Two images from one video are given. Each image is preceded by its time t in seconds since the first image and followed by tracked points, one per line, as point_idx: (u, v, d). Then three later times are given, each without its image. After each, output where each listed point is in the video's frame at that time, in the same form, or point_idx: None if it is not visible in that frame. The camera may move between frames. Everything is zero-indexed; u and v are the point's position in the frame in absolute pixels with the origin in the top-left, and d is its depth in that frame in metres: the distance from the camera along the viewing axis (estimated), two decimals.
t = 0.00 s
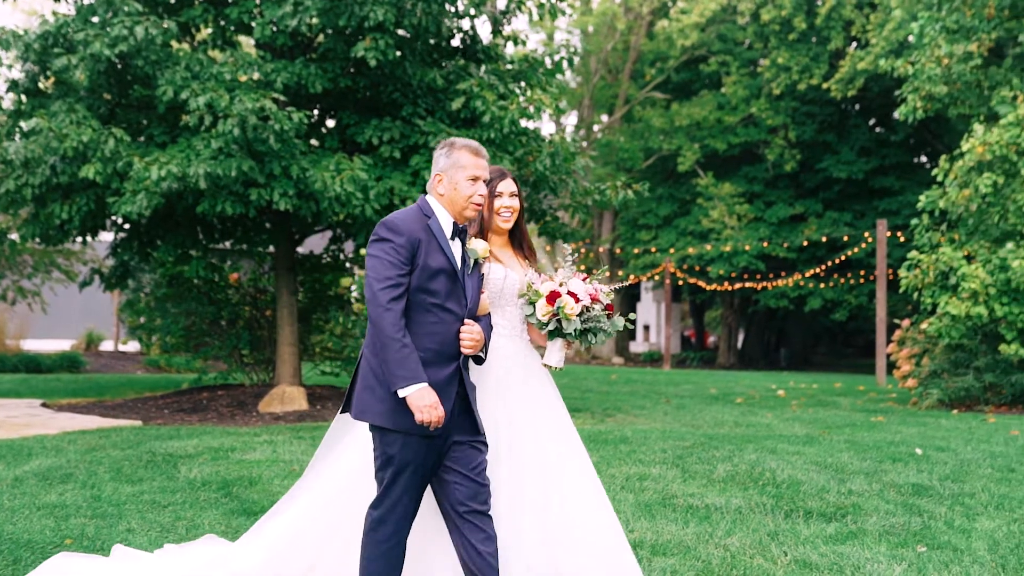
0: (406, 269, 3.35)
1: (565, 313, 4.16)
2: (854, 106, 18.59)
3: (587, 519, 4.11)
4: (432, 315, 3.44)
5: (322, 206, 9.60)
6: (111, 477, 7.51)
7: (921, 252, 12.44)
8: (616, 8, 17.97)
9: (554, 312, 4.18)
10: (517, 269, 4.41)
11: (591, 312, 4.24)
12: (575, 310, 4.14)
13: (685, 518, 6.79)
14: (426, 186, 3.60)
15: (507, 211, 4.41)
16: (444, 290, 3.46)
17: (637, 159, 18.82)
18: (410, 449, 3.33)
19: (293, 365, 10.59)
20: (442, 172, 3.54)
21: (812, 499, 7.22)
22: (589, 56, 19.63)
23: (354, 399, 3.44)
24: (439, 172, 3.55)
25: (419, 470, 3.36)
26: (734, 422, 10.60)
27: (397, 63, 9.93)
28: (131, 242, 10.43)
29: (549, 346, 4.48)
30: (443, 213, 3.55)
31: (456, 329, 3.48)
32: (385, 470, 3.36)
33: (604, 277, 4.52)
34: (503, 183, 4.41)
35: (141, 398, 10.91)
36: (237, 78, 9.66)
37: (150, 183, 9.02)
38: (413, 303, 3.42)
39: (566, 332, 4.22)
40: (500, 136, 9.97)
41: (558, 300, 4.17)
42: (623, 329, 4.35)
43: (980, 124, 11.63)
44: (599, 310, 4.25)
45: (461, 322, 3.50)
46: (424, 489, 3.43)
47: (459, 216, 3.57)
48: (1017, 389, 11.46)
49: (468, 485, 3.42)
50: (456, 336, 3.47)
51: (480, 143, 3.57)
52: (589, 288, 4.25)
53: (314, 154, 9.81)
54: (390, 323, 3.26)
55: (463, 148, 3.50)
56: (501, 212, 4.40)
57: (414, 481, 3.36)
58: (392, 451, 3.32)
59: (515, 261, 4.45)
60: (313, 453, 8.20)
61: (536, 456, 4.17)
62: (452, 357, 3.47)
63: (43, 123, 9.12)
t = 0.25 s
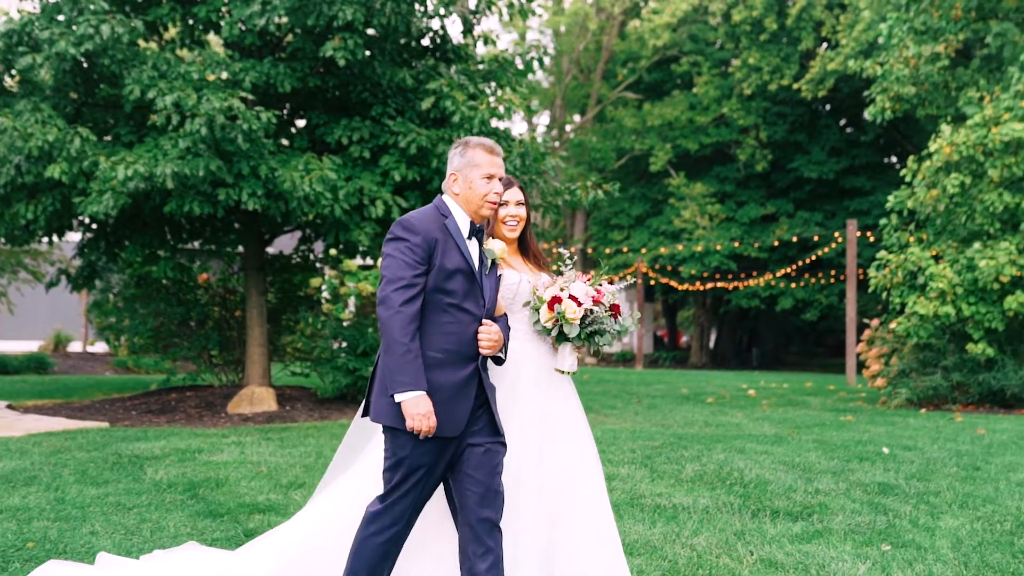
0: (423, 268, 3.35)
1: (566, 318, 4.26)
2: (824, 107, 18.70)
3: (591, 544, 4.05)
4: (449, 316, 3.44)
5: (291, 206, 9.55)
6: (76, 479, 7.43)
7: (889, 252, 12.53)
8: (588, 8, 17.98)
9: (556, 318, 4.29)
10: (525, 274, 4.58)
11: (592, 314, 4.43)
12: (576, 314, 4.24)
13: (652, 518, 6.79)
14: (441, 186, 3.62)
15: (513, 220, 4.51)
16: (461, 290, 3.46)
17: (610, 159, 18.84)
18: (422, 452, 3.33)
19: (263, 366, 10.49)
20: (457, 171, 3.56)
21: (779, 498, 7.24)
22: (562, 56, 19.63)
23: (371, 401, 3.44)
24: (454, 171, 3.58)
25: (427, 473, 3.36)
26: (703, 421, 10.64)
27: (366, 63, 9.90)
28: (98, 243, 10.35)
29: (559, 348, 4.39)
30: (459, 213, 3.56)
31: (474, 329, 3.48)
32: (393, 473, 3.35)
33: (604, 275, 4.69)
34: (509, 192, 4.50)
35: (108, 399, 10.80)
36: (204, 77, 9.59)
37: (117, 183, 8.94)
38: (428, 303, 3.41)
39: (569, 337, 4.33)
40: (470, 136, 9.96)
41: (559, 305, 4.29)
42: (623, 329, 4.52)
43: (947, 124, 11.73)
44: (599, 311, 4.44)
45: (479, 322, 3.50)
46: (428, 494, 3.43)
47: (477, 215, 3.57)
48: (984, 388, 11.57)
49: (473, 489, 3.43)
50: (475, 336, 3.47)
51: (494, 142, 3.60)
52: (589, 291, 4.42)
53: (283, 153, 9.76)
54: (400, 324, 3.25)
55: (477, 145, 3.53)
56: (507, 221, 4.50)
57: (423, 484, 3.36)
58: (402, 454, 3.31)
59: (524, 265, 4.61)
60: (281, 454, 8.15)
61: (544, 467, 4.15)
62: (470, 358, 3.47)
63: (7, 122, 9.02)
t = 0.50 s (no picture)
0: (424, 263, 3.39)
1: (581, 320, 4.28)
2: (794, 107, 18.80)
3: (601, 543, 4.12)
4: (456, 311, 3.48)
5: (258, 205, 9.49)
6: (37, 481, 7.34)
7: (857, 252, 12.61)
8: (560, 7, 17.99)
9: (571, 319, 4.31)
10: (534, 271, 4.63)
11: (607, 319, 4.37)
12: (591, 317, 4.26)
13: (617, 518, 6.79)
14: (450, 180, 3.62)
15: (528, 217, 4.51)
16: (468, 286, 3.50)
17: (582, 159, 18.85)
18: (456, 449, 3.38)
19: (230, 366, 10.42)
20: (463, 165, 3.55)
21: (744, 498, 7.26)
22: (533, 55, 19.63)
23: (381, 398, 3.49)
24: (461, 165, 3.56)
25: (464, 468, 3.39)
26: (672, 421, 10.66)
27: (334, 62, 9.86)
28: (63, 241, 10.25)
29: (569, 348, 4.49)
30: (466, 208, 3.61)
31: (480, 325, 3.52)
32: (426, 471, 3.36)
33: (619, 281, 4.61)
34: (526, 188, 4.47)
35: (73, 400, 10.70)
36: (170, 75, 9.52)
37: (81, 181, 8.86)
38: (434, 299, 3.45)
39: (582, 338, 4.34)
40: (438, 136, 9.95)
41: (576, 306, 4.30)
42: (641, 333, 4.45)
43: (913, 126, 11.81)
44: (614, 317, 4.37)
45: (486, 318, 3.54)
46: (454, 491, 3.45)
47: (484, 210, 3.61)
48: (950, 387, 11.67)
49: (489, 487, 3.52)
50: (482, 332, 3.52)
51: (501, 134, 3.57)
52: (606, 293, 4.36)
53: (251, 152, 9.71)
54: (396, 320, 3.30)
55: (482, 139, 3.50)
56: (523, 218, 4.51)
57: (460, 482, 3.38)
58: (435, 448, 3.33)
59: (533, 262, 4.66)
60: (246, 455, 8.10)
61: (559, 474, 4.15)
62: (478, 354, 3.51)
63: None
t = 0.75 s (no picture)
0: (409, 266, 3.40)
1: (588, 324, 4.18)
2: (764, 108, 18.88)
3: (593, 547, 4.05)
4: (448, 313, 3.48)
5: (222, 205, 9.42)
6: None
7: (823, 252, 12.66)
8: (530, 7, 17.99)
9: (576, 323, 4.20)
10: (536, 278, 4.38)
11: (613, 320, 4.27)
12: (597, 320, 4.18)
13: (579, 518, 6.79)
14: (439, 180, 3.64)
15: (535, 219, 4.27)
16: (458, 287, 3.50)
17: (552, 159, 18.85)
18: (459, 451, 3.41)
19: (195, 367, 10.35)
20: (452, 164, 3.56)
21: (706, 498, 7.27)
22: (504, 55, 19.61)
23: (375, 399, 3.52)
24: (449, 164, 3.58)
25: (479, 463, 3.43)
26: (638, 421, 10.68)
27: (299, 61, 9.81)
28: (24, 241, 10.14)
29: (572, 354, 4.44)
30: (458, 209, 3.60)
31: (471, 325, 3.52)
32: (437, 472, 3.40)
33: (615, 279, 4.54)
34: (531, 191, 4.25)
35: (35, 402, 10.60)
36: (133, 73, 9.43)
37: (41, 181, 8.76)
38: (424, 301, 3.46)
39: (588, 342, 4.26)
40: (404, 135, 9.92)
41: (581, 311, 4.19)
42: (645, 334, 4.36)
43: (878, 126, 11.88)
44: (620, 317, 4.29)
45: (478, 319, 3.55)
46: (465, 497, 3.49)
47: (475, 210, 3.60)
48: (915, 386, 11.73)
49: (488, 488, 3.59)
50: (474, 333, 3.52)
51: (490, 132, 3.58)
52: (610, 295, 4.28)
53: (215, 152, 9.63)
54: (378, 323, 3.32)
55: (471, 137, 3.51)
56: (530, 222, 4.26)
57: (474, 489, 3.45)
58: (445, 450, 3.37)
59: (534, 270, 4.41)
60: (208, 456, 8.03)
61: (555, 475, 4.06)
62: (470, 356, 3.52)
63: None
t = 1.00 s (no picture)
0: (401, 276, 3.32)
1: (596, 330, 4.16)
2: (732, 108, 18.95)
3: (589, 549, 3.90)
4: (442, 324, 3.41)
5: (182, 204, 9.34)
6: None
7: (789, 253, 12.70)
8: (499, 6, 17.96)
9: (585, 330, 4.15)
10: (539, 287, 4.31)
11: (621, 326, 4.32)
12: (605, 326, 4.16)
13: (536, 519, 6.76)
14: (427, 186, 3.57)
15: (541, 227, 4.26)
16: (452, 297, 3.43)
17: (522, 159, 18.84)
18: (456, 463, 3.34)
19: (156, 367, 10.26)
20: (440, 170, 3.50)
21: (664, 498, 7.28)
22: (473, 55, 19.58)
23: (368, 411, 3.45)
24: (437, 169, 3.51)
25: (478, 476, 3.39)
26: (602, 422, 10.67)
27: (261, 59, 9.75)
28: None
29: (578, 365, 4.37)
30: (448, 215, 3.53)
31: (466, 336, 3.47)
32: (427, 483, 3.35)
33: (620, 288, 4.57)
34: (538, 199, 4.27)
35: None
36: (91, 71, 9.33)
37: None
38: (418, 312, 3.38)
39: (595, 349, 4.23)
40: (367, 135, 9.88)
41: (588, 317, 4.13)
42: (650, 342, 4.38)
43: (842, 127, 11.93)
44: (628, 322, 4.33)
45: (474, 329, 3.50)
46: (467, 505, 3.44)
47: (464, 216, 3.53)
48: (878, 386, 11.79)
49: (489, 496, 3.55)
50: (471, 342, 3.48)
51: (476, 136, 3.54)
52: (616, 301, 4.30)
53: (176, 151, 9.55)
54: (368, 336, 3.25)
55: (458, 139, 3.46)
56: (537, 229, 4.25)
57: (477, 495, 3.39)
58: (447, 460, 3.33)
59: (537, 279, 4.35)
60: (165, 458, 7.96)
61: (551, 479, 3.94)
62: (467, 365, 3.47)
63: None
